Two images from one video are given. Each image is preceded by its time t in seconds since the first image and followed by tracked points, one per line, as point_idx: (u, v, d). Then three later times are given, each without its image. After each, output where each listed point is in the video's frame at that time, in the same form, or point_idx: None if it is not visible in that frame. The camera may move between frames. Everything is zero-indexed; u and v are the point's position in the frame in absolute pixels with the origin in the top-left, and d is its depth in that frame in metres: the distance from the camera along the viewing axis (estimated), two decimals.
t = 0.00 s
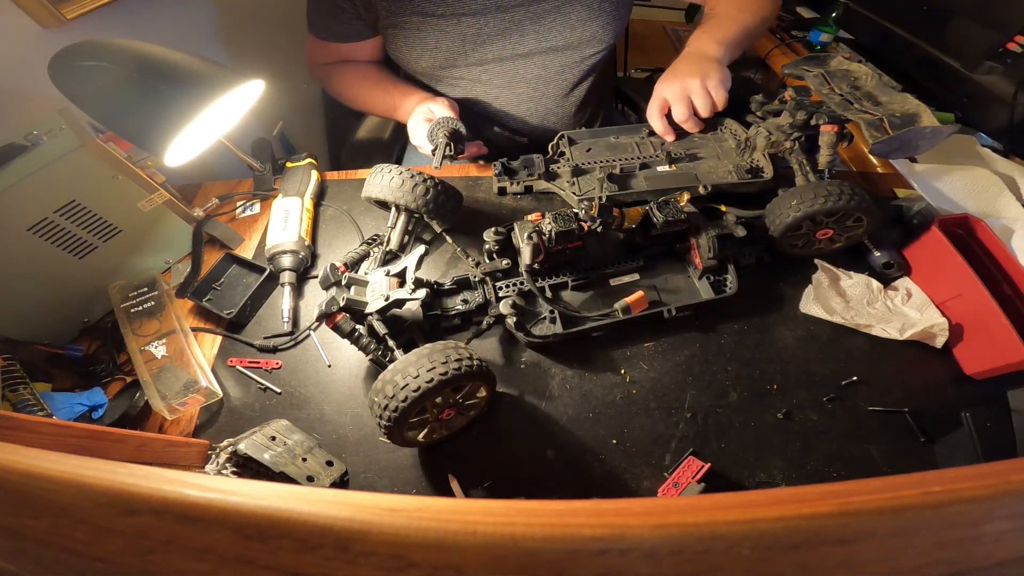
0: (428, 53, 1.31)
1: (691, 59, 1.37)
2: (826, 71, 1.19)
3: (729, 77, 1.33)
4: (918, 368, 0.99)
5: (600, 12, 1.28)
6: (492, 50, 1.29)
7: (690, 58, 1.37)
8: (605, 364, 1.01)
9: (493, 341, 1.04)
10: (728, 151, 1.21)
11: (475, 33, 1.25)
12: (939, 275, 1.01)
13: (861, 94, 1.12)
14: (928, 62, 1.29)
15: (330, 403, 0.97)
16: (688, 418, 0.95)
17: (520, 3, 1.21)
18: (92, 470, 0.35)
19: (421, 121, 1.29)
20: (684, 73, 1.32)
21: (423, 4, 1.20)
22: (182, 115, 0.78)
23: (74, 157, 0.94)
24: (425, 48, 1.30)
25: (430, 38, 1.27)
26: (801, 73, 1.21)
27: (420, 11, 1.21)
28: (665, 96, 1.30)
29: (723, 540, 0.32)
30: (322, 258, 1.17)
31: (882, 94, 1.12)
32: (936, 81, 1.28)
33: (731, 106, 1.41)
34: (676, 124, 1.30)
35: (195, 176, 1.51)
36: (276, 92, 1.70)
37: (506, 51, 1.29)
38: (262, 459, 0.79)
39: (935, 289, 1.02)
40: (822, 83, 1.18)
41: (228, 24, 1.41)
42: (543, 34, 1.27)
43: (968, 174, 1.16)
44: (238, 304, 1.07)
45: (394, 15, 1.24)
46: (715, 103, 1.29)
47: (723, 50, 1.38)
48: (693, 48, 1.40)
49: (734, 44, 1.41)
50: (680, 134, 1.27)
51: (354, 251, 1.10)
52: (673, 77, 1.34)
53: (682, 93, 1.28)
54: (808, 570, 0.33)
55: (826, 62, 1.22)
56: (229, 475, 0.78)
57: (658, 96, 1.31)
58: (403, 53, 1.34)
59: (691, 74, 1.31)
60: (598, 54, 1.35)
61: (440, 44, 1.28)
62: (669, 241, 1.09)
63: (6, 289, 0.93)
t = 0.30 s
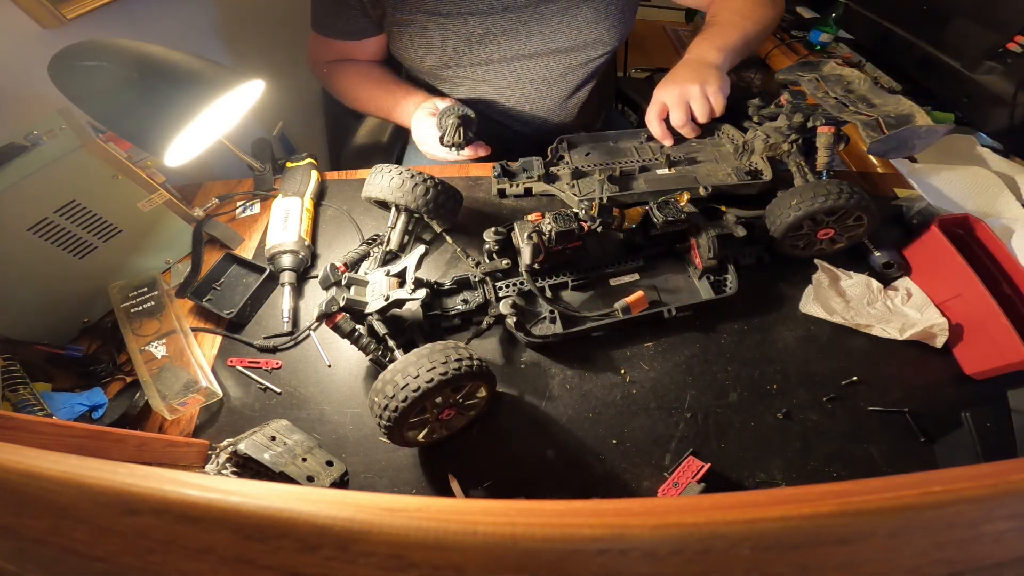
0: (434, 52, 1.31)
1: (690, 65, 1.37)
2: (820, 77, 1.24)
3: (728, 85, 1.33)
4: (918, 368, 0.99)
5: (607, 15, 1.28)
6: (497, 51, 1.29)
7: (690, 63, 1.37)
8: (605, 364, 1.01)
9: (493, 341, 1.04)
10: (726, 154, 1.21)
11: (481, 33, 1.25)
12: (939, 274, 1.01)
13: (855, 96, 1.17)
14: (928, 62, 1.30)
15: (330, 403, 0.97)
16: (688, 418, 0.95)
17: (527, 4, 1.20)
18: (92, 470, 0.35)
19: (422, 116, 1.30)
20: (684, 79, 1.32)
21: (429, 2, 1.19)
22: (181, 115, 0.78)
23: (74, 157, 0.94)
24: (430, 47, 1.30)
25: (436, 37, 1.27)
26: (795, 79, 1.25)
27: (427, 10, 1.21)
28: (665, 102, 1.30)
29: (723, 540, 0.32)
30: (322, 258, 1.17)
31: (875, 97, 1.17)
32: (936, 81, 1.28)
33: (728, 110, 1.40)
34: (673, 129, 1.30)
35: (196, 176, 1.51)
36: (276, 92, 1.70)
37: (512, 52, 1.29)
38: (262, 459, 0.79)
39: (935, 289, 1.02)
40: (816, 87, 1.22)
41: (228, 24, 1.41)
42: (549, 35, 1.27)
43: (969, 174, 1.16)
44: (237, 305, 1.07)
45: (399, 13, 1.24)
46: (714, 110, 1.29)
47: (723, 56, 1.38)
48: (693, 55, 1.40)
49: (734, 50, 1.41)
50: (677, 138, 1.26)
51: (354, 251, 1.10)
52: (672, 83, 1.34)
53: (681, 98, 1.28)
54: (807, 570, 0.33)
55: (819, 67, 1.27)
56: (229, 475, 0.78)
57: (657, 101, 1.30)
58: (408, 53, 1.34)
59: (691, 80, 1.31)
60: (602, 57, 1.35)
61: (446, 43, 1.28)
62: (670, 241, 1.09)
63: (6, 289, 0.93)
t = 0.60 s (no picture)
0: (437, 50, 1.31)
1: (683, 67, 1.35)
2: (808, 77, 1.24)
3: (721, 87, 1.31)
4: (918, 368, 0.99)
5: (611, 16, 1.28)
6: (501, 50, 1.29)
7: (683, 66, 1.35)
8: (605, 365, 1.01)
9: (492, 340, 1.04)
10: (719, 156, 1.19)
11: (485, 32, 1.24)
12: (940, 274, 1.01)
13: (844, 95, 1.17)
14: (927, 62, 1.30)
15: (330, 403, 0.97)
16: (688, 418, 0.95)
17: (532, 5, 1.20)
18: (92, 470, 0.35)
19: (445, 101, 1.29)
20: (678, 81, 1.29)
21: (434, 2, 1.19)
22: (181, 114, 0.78)
23: (73, 157, 0.94)
24: (434, 45, 1.29)
25: (440, 35, 1.26)
26: (784, 80, 1.25)
27: (431, 9, 1.20)
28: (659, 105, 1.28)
29: (723, 540, 0.32)
30: (322, 258, 1.17)
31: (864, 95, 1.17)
32: (936, 81, 1.28)
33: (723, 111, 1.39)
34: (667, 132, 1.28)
35: (195, 176, 1.51)
36: (276, 92, 1.70)
37: (515, 51, 1.29)
38: (263, 459, 0.79)
39: (935, 289, 1.02)
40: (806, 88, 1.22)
41: (228, 24, 1.41)
42: (552, 35, 1.27)
43: (969, 174, 1.16)
44: (237, 305, 1.07)
45: (402, 11, 1.23)
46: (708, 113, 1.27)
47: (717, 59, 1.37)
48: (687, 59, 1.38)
49: (725, 54, 1.40)
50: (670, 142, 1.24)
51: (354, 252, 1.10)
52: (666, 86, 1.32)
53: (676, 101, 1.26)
54: (807, 570, 0.33)
55: (807, 68, 1.27)
56: (229, 475, 0.78)
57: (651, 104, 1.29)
58: (414, 52, 1.35)
59: (683, 83, 1.28)
60: (604, 57, 1.36)
61: (450, 42, 1.27)
62: (670, 240, 1.09)
63: (6, 289, 0.93)
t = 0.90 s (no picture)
0: (440, 48, 1.30)
1: (678, 68, 1.34)
2: (799, 78, 1.22)
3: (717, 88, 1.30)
4: (918, 368, 0.99)
5: (613, 15, 1.29)
6: (505, 50, 1.29)
7: (679, 67, 1.34)
8: (605, 365, 1.01)
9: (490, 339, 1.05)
10: (715, 159, 1.17)
11: (489, 31, 1.24)
12: (940, 274, 1.01)
13: (836, 95, 1.15)
14: (926, 63, 1.30)
15: (330, 404, 0.97)
16: (688, 418, 0.95)
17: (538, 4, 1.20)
18: (92, 469, 0.35)
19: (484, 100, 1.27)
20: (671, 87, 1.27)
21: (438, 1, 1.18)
22: (181, 115, 0.78)
23: (74, 157, 0.94)
24: (438, 43, 1.29)
25: (444, 33, 1.26)
26: (775, 81, 1.24)
27: (435, 7, 1.19)
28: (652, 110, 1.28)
29: (724, 540, 0.31)
30: (322, 258, 1.17)
31: (855, 95, 1.15)
32: (935, 81, 1.29)
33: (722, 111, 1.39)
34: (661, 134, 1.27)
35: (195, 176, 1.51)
36: (276, 92, 1.70)
37: (520, 52, 1.29)
38: (263, 459, 0.79)
39: (936, 289, 1.02)
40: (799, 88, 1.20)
41: (230, 24, 1.42)
42: (555, 35, 1.27)
43: (969, 174, 1.15)
44: (238, 304, 1.07)
45: (408, 11, 1.23)
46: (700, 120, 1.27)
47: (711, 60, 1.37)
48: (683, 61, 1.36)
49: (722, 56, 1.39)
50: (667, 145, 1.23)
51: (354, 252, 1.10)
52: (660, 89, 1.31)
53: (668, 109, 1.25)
54: (808, 570, 0.32)
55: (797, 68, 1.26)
56: (229, 475, 0.78)
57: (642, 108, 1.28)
58: (420, 49, 1.35)
59: (679, 85, 1.27)
60: (607, 56, 1.37)
61: (455, 42, 1.27)
62: (670, 240, 1.09)
63: (6, 289, 0.93)
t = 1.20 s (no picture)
0: (442, 50, 1.30)
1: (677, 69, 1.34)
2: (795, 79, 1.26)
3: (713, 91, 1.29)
4: (918, 368, 0.99)
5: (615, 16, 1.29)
6: (507, 52, 1.28)
7: (679, 69, 1.33)
8: (605, 365, 1.01)
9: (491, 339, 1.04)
10: (714, 160, 1.17)
11: (492, 32, 1.24)
12: (939, 274, 1.01)
13: (833, 97, 1.19)
14: (926, 63, 1.30)
15: (330, 404, 0.97)
16: (688, 418, 0.95)
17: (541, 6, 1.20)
18: (92, 470, 0.35)
19: (488, 105, 1.26)
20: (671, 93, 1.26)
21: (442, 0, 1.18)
22: (182, 114, 0.78)
23: (74, 157, 0.94)
24: (441, 45, 1.29)
25: (446, 34, 1.25)
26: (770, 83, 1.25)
27: (438, 6, 1.19)
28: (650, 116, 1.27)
29: (723, 540, 0.32)
30: (322, 257, 1.17)
31: (851, 96, 1.20)
32: (935, 81, 1.29)
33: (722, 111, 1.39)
34: (661, 139, 1.27)
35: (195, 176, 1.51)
36: (276, 92, 1.70)
37: (522, 53, 1.29)
38: (263, 459, 0.79)
39: (935, 290, 1.02)
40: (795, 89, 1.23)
41: (230, 24, 1.42)
42: (557, 36, 1.27)
43: (969, 174, 1.15)
44: (238, 304, 1.07)
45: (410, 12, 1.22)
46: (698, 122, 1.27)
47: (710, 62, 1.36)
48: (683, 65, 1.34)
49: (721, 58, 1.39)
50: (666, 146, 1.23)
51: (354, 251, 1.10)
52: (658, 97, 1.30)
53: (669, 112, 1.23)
54: (808, 570, 0.32)
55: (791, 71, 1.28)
56: (229, 475, 0.79)
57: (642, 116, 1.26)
58: (420, 49, 1.35)
59: (678, 87, 1.26)
60: (608, 57, 1.37)
61: (457, 43, 1.27)
62: (669, 240, 1.09)
63: (7, 289, 0.93)
